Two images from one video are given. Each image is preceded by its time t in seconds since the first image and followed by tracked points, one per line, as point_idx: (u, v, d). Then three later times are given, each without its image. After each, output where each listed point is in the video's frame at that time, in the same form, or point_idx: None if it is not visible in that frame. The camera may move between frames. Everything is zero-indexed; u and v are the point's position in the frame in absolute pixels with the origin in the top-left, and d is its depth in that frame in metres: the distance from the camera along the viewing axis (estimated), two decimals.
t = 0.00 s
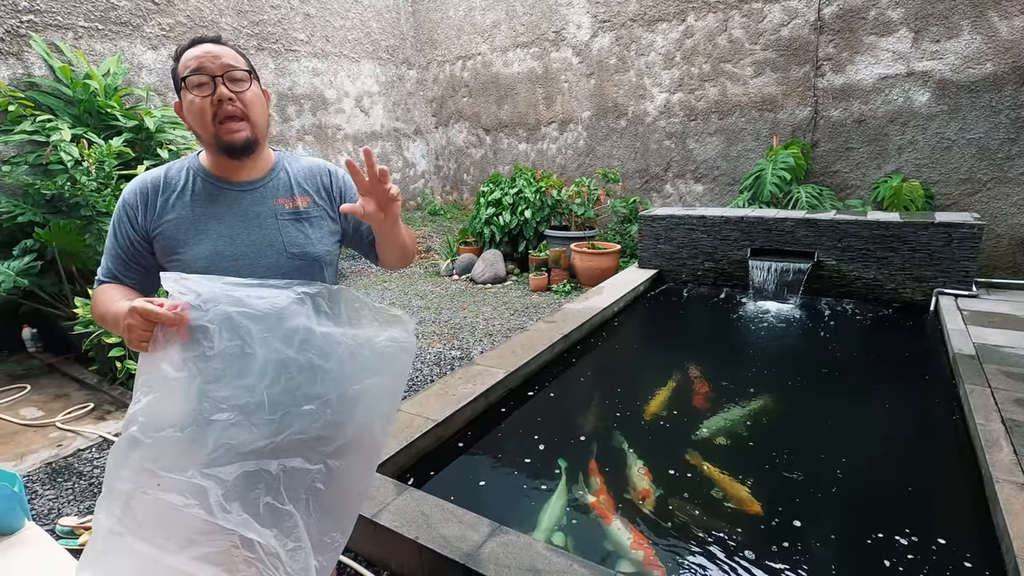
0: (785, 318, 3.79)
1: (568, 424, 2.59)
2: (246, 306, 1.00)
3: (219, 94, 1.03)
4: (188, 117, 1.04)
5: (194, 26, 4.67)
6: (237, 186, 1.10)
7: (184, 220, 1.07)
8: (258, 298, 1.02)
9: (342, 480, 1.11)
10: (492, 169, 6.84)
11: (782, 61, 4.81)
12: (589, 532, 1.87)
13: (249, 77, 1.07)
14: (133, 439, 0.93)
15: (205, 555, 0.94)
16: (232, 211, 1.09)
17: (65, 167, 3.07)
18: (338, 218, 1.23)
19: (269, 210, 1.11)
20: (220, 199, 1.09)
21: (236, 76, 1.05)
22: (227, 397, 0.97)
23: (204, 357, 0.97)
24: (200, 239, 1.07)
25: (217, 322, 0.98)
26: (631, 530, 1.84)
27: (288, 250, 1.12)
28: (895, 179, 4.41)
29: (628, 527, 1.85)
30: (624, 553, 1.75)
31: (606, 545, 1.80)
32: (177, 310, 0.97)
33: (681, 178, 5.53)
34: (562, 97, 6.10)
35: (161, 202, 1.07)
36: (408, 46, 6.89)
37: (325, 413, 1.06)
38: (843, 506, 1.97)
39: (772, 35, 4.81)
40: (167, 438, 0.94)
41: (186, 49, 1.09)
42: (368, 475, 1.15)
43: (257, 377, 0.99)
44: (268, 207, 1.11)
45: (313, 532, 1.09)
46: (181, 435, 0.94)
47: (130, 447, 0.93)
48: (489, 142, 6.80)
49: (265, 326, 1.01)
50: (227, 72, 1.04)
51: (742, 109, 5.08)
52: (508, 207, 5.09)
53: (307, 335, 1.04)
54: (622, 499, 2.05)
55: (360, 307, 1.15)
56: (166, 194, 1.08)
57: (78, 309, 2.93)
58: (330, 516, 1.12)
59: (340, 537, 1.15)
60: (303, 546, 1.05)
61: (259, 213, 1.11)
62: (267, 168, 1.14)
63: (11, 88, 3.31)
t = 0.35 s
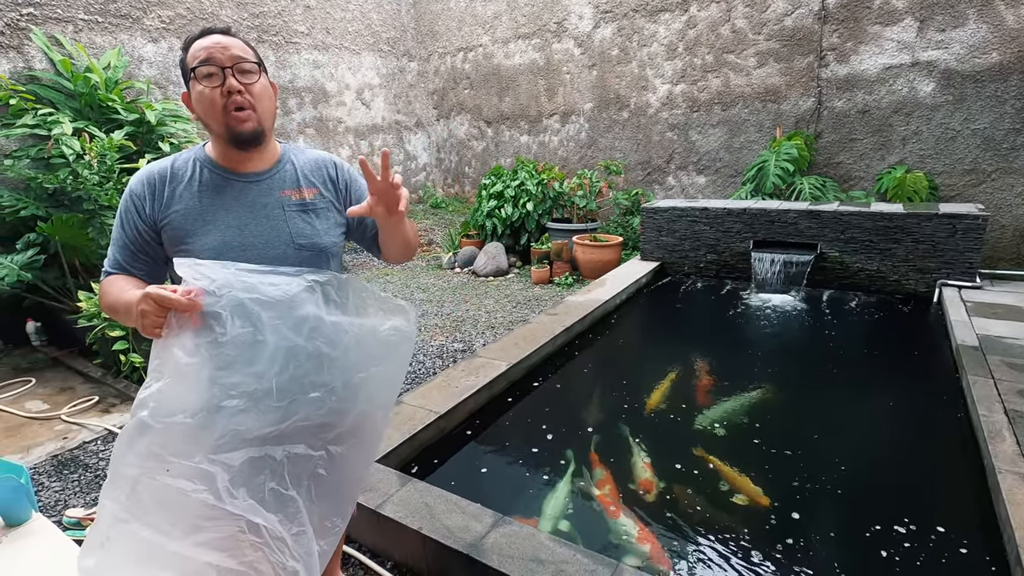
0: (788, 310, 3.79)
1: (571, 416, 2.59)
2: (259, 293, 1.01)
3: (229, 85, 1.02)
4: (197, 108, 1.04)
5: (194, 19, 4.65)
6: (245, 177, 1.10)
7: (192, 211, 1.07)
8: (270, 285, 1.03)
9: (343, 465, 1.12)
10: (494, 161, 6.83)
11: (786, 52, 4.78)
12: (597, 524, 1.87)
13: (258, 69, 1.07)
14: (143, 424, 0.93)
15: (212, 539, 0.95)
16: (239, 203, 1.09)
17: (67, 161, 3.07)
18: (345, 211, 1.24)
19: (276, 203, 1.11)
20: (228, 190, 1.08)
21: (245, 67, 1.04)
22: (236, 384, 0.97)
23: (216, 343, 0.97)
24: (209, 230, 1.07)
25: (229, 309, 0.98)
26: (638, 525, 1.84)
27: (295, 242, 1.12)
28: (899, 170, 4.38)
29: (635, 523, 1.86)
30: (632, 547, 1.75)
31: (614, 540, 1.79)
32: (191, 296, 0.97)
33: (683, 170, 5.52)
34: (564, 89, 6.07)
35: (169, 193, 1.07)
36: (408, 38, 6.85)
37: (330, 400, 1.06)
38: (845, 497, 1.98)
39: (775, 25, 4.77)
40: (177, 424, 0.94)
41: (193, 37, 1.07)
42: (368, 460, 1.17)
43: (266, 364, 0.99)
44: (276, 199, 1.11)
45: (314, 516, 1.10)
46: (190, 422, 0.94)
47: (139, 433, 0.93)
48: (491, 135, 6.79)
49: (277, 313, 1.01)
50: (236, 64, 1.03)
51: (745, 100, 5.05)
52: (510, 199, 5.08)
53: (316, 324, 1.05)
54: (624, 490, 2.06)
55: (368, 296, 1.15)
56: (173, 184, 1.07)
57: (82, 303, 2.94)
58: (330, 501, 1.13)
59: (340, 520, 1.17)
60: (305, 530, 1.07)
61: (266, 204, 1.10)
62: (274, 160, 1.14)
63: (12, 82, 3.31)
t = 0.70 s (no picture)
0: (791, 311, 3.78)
1: (575, 417, 2.60)
2: (267, 291, 1.01)
3: (245, 96, 1.02)
4: (211, 115, 1.03)
5: (198, 23, 4.67)
6: (254, 181, 1.11)
7: (202, 213, 1.07)
8: (276, 282, 1.02)
9: (362, 458, 1.12)
10: (496, 164, 6.84)
11: (787, 54, 4.78)
12: (601, 527, 1.87)
13: (275, 79, 1.07)
14: (162, 426, 0.93)
15: (237, 537, 0.96)
16: (249, 206, 1.09)
17: (71, 164, 3.08)
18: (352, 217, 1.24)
19: (285, 206, 1.12)
20: (236, 194, 1.09)
21: (262, 78, 1.05)
22: (251, 380, 0.97)
23: (228, 342, 0.97)
24: (217, 233, 1.07)
25: (240, 308, 0.98)
26: (644, 530, 1.83)
27: (303, 246, 1.12)
28: (901, 172, 4.38)
29: (641, 529, 1.84)
30: (637, 553, 1.74)
31: (620, 545, 1.78)
32: (198, 297, 0.97)
33: (685, 172, 5.52)
34: (565, 92, 6.08)
35: (179, 195, 1.07)
36: (410, 41, 6.87)
37: (343, 394, 1.07)
38: (847, 497, 1.98)
39: (777, 27, 4.78)
40: (196, 424, 0.94)
41: (209, 39, 1.06)
42: (386, 450, 1.16)
43: (278, 360, 0.99)
44: (284, 202, 1.12)
45: (337, 507, 1.10)
46: (209, 420, 0.94)
47: (158, 435, 0.93)
48: (492, 137, 6.80)
49: (286, 309, 1.02)
50: (253, 74, 1.03)
51: (746, 102, 5.05)
52: (512, 201, 5.09)
53: (325, 318, 1.05)
54: (626, 493, 2.06)
55: (374, 289, 1.16)
56: (184, 186, 1.08)
57: (87, 306, 2.96)
58: (352, 493, 1.13)
59: (365, 512, 1.16)
60: (330, 523, 1.08)
61: (274, 208, 1.11)
62: (284, 165, 1.14)
63: (16, 86, 3.33)
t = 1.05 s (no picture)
0: (791, 315, 3.79)
1: (575, 421, 2.59)
2: (279, 302, 1.01)
3: (261, 114, 1.03)
4: (224, 127, 1.04)
5: (199, 26, 4.69)
6: (262, 187, 1.11)
7: (209, 217, 1.07)
8: (289, 294, 1.03)
9: (363, 475, 1.13)
10: (496, 167, 6.85)
11: (787, 58, 4.80)
12: (602, 532, 1.86)
13: (290, 94, 1.07)
14: (165, 432, 0.92)
15: (232, 548, 0.96)
16: (256, 212, 1.10)
17: (71, 166, 3.09)
18: (354, 221, 1.28)
19: (292, 213, 1.13)
20: (244, 199, 1.09)
21: (278, 93, 1.05)
22: (256, 391, 0.96)
23: (236, 351, 0.96)
24: (225, 238, 1.07)
25: (250, 318, 0.98)
26: (647, 538, 1.81)
27: (309, 252, 1.14)
28: (900, 176, 4.39)
29: (643, 536, 1.83)
30: (640, 561, 1.73)
31: (624, 552, 1.77)
32: (211, 305, 0.96)
33: (685, 176, 5.53)
34: (566, 95, 6.09)
35: (185, 198, 1.06)
36: (411, 44, 6.89)
37: (347, 409, 1.07)
38: (846, 498, 2.00)
39: (777, 31, 4.79)
40: (199, 432, 0.93)
41: (223, 43, 1.04)
42: (386, 471, 1.17)
43: (285, 371, 0.99)
44: (291, 209, 1.13)
45: (334, 525, 1.10)
46: (212, 429, 0.94)
47: (160, 441, 0.93)
48: (493, 140, 6.81)
49: (296, 321, 1.02)
50: (270, 91, 1.04)
51: (746, 106, 5.07)
52: (512, 205, 5.10)
53: (335, 331, 1.06)
54: (627, 497, 2.05)
55: (387, 305, 1.17)
56: (191, 190, 1.07)
57: (86, 308, 2.96)
58: (350, 511, 1.13)
59: (362, 532, 1.17)
60: (326, 540, 1.08)
61: (281, 214, 1.12)
62: (290, 170, 1.15)
63: (18, 89, 3.33)
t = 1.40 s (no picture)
0: (790, 317, 3.79)
1: (575, 424, 2.59)
2: (286, 302, 1.01)
3: (258, 110, 1.03)
4: (222, 125, 1.04)
5: (199, 30, 4.70)
6: (261, 188, 1.12)
7: (210, 220, 1.07)
8: (297, 294, 1.03)
9: (372, 475, 1.13)
10: (496, 170, 6.87)
11: (785, 61, 4.81)
12: (602, 537, 1.85)
13: (287, 92, 1.08)
14: (174, 434, 0.93)
15: (242, 550, 0.96)
16: (257, 214, 1.10)
17: (71, 170, 3.09)
18: (354, 222, 1.29)
19: (293, 214, 1.13)
20: (245, 202, 1.10)
21: (275, 90, 1.05)
22: (264, 393, 0.96)
23: (244, 352, 0.96)
24: (227, 240, 1.07)
25: (257, 319, 0.98)
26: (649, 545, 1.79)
27: (311, 253, 1.14)
28: (899, 178, 4.39)
29: (645, 542, 1.81)
30: (641, 568, 1.70)
31: (626, 561, 1.74)
32: (218, 306, 0.96)
33: (684, 178, 5.54)
34: (565, 98, 6.11)
35: (185, 201, 1.06)
36: (410, 48, 6.91)
37: (355, 409, 1.07)
38: (847, 498, 2.00)
39: (775, 34, 4.80)
40: (208, 434, 0.93)
41: (220, 46, 1.05)
42: (394, 470, 1.18)
43: (293, 372, 0.99)
44: (292, 210, 1.13)
45: (343, 525, 1.10)
46: (220, 431, 0.94)
47: (169, 443, 0.93)
48: (492, 143, 6.82)
49: (303, 321, 1.02)
50: (267, 88, 1.04)
51: (745, 108, 5.08)
52: (512, 208, 5.10)
53: (342, 332, 1.06)
54: (629, 500, 2.04)
55: (394, 305, 1.17)
56: (190, 193, 1.07)
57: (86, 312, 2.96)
58: (359, 512, 1.13)
59: (370, 531, 1.17)
60: (336, 540, 1.08)
61: (282, 216, 1.12)
62: (289, 172, 1.16)
63: (18, 93, 3.34)
